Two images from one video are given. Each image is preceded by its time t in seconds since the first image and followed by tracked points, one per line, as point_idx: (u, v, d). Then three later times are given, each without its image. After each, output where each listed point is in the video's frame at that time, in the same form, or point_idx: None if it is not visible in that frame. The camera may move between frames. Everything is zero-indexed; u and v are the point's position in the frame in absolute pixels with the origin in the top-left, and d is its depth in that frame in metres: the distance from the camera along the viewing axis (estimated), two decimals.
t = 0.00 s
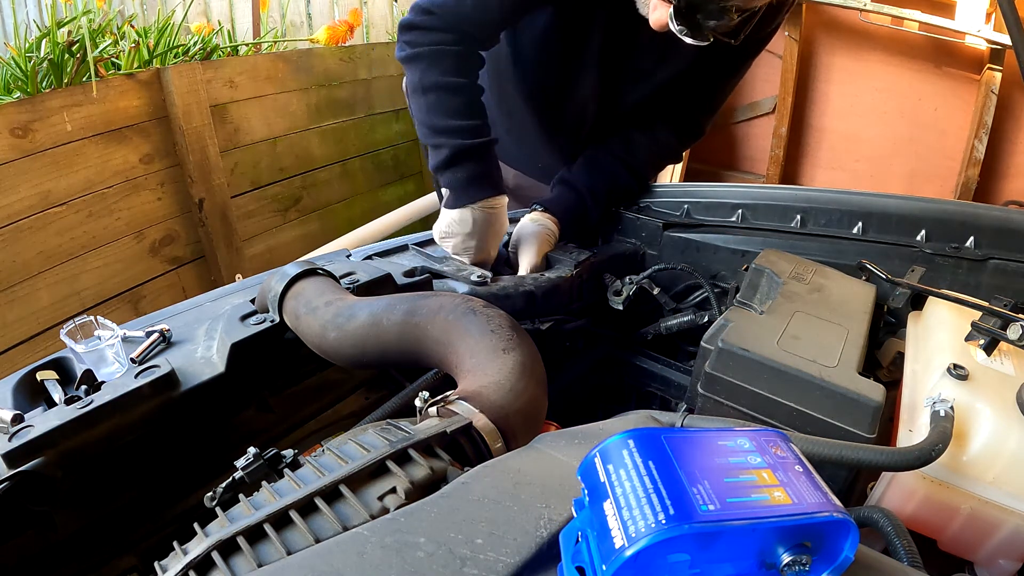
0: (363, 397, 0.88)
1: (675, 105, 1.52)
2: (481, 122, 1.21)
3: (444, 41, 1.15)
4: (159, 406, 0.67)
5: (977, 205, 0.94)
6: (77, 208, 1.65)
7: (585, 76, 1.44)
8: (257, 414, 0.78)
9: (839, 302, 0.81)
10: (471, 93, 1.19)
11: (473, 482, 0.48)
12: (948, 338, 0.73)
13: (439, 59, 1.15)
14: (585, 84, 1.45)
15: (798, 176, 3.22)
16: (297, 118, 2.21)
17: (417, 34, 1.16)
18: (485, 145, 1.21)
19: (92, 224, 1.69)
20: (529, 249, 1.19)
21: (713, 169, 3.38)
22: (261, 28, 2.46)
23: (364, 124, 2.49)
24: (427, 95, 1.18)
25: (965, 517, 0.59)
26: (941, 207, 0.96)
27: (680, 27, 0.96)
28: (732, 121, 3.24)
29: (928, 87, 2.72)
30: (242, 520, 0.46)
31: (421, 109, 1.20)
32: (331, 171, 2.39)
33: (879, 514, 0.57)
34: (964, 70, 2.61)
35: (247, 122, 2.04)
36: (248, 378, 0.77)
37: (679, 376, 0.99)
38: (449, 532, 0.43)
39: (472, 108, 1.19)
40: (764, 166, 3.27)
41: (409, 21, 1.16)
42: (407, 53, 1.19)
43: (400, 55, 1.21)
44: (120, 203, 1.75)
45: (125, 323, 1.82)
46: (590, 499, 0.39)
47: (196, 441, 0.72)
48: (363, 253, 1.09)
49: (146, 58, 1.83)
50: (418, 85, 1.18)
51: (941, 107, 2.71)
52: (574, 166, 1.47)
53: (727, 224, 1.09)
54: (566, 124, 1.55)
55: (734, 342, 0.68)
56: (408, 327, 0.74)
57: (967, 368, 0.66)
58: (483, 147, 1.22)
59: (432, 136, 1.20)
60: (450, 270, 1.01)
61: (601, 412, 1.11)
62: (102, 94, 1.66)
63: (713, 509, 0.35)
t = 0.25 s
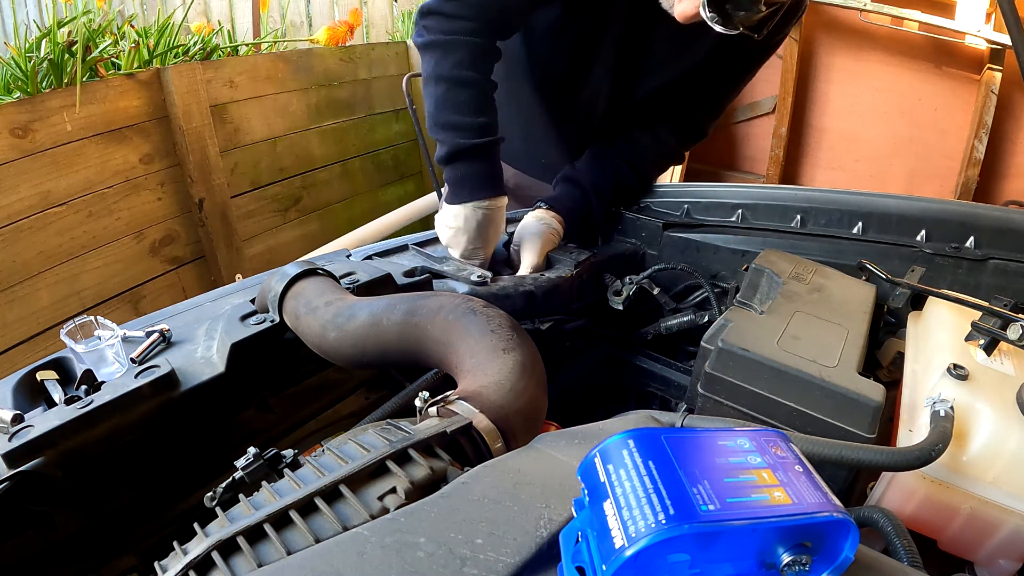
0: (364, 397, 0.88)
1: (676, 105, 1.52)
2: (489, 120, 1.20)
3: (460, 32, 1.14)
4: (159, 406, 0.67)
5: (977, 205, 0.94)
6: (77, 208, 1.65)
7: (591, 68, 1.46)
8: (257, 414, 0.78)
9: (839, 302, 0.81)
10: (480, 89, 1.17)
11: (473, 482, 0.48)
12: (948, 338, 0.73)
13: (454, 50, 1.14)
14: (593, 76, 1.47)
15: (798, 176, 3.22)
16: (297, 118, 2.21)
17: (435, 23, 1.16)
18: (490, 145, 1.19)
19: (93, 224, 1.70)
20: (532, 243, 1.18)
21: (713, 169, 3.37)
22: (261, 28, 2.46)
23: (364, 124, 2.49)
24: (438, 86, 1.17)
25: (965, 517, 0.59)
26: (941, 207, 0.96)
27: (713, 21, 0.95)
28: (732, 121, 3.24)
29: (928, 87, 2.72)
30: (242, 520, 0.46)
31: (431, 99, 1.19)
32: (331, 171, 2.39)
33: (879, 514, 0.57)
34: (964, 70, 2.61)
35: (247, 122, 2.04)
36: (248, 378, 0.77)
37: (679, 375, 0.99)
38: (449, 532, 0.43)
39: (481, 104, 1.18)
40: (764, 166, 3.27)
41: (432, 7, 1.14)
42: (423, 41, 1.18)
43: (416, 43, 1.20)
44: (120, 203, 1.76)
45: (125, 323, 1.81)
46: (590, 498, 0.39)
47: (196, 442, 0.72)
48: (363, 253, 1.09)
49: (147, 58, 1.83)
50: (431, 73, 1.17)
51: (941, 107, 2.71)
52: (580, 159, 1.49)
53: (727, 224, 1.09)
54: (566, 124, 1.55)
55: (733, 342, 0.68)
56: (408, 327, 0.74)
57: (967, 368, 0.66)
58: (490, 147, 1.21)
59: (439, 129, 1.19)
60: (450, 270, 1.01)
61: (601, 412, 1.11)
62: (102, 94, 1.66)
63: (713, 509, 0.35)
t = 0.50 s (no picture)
0: (364, 397, 0.88)
1: (676, 105, 1.52)
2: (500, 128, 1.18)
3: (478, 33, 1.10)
4: (159, 406, 0.67)
5: (976, 205, 0.94)
6: (77, 208, 1.65)
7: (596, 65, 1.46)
8: (257, 414, 0.78)
9: (839, 302, 0.81)
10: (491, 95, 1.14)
11: (473, 482, 0.48)
12: (948, 338, 0.73)
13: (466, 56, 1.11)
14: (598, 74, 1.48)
15: (798, 176, 3.22)
16: (297, 118, 2.21)
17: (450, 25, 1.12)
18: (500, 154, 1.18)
19: (93, 224, 1.70)
20: (530, 245, 1.19)
21: (713, 169, 3.37)
22: (261, 28, 2.46)
23: (364, 124, 2.49)
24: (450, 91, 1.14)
25: (965, 517, 0.59)
26: (941, 207, 0.96)
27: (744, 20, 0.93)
28: (732, 121, 3.24)
29: (928, 87, 2.72)
30: (242, 521, 0.46)
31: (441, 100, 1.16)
32: (331, 171, 2.39)
33: (879, 514, 0.57)
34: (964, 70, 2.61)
35: (247, 122, 2.04)
36: (248, 378, 0.77)
37: (679, 375, 0.99)
38: (449, 531, 0.43)
39: (491, 112, 1.15)
40: (764, 166, 3.27)
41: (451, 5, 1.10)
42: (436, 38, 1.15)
43: (429, 38, 1.16)
44: (120, 203, 1.76)
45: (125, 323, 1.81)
46: (590, 498, 0.39)
47: (196, 442, 0.72)
48: (363, 253, 1.09)
49: (147, 58, 1.83)
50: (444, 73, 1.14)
51: (941, 107, 2.71)
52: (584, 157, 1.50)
53: (727, 224, 1.09)
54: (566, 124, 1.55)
55: (734, 342, 0.68)
56: (408, 327, 0.74)
57: (967, 368, 0.66)
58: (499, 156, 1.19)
59: (448, 129, 1.17)
60: (450, 270, 1.01)
61: (601, 412, 1.11)
62: (102, 94, 1.66)
63: (713, 509, 0.35)
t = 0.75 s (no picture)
0: (363, 397, 0.88)
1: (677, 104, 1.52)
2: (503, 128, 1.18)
3: (486, 33, 1.10)
4: (159, 406, 0.67)
5: (976, 205, 0.94)
6: (77, 208, 1.65)
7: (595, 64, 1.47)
8: (257, 414, 0.78)
9: (839, 302, 0.81)
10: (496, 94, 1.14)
11: (473, 482, 0.48)
12: (948, 338, 0.73)
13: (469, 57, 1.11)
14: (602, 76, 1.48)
15: (798, 176, 3.22)
16: (297, 118, 2.21)
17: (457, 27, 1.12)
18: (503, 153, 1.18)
19: (92, 224, 1.69)
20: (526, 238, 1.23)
21: (713, 169, 3.37)
22: (261, 28, 2.45)
23: (364, 124, 2.49)
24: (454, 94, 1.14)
25: (964, 518, 0.59)
26: (941, 207, 0.96)
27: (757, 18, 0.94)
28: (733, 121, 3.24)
29: (928, 87, 2.72)
30: (242, 521, 0.46)
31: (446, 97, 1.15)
32: (331, 171, 2.39)
33: (879, 514, 0.57)
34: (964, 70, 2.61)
35: (247, 122, 2.04)
36: (248, 378, 0.77)
37: (679, 375, 0.99)
38: (449, 532, 0.43)
39: (495, 112, 1.15)
40: (764, 166, 3.27)
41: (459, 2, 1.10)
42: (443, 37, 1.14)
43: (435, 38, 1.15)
44: (120, 203, 1.75)
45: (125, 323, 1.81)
46: (590, 498, 0.39)
47: (196, 442, 0.72)
48: (363, 253, 1.09)
49: (146, 58, 1.83)
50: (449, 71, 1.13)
51: (941, 107, 2.71)
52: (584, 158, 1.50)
53: (727, 224, 1.09)
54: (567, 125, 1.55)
55: (734, 342, 0.68)
56: (408, 327, 0.74)
57: (967, 368, 0.66)
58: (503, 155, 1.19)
59: (451, 128, 1.17)
60: (451, 270, 1.01)
61: (601, 412, 1.11)
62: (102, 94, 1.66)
63: (713, 509, 0.35)
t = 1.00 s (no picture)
0: (363, 397, 0.88)
1: (676, 104, 1.52)
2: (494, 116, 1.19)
3: (475, 23, 1.11)
4: (159, 406, 0.67)
5: (976, 205, 0.94)
6: (77, 208, 1.65)
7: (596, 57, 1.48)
8: (257, 414, 0.78)
9: (839, 302, 0.81)
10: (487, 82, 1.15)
11: (473, 482, 0.48)
12: (948, 338, 0.73)
13: (459, 47, 1.11)
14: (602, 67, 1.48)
15: (798, 176, 3.22)
16: (297, 118, 2.21)
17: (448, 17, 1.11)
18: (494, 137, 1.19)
19: (92, 224, 1.70)
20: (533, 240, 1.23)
21: (713, 169, 3.37)
22: (261, 29, 2.46)
23: (364, 124, 2.49)
24: (445, 86, 1.14)
25: (965, 517, 0.59)
26: (941, 206, 0.96)
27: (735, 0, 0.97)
28: (733, 121, 3.24)
29: (928, 87, 2.72)
30: (242, 521, 0.46)
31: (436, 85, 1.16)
32: (331, 171, 2.39)
33: (879, 514, 0.57)
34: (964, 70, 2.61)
35: (247, 122, 2.04)
36: (247, 378, 0.77)
37: (679, 375, 0.99)
38: (449, 531, 0.43)
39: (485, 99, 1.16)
40: (764, 166, 3.27)
41: None
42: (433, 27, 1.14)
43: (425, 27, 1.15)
44: (120, 203, 1.76)
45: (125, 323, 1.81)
46: (590, 498, 0.39)
47: (195, 442, 0.72)
48: (363, 253, 1.09)
49: (147, 58, 1.83)
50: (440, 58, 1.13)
51: (941, 107, 2.71)
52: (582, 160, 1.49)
53: (727, 224, 1.09)
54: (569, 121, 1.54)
55: (734, 342, 0.68)
56: (408, 327, 0.74)
57: (968, 368, 0.66)
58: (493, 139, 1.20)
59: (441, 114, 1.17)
60: (451, 270, 1.02)
61: (601, 412, 1.11)
62: (102, 94, 1.66)
63: (713, 509, 0.35)
